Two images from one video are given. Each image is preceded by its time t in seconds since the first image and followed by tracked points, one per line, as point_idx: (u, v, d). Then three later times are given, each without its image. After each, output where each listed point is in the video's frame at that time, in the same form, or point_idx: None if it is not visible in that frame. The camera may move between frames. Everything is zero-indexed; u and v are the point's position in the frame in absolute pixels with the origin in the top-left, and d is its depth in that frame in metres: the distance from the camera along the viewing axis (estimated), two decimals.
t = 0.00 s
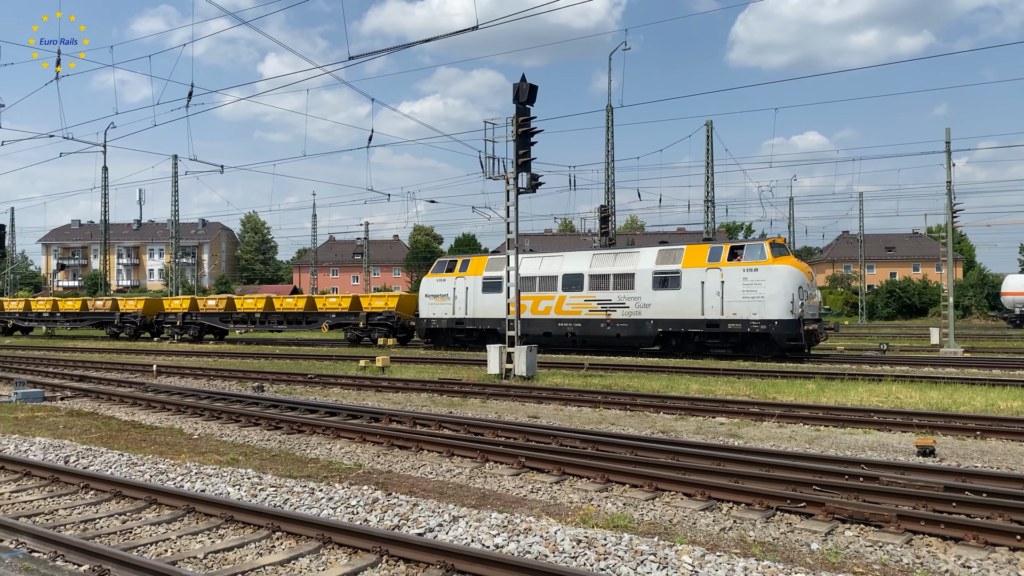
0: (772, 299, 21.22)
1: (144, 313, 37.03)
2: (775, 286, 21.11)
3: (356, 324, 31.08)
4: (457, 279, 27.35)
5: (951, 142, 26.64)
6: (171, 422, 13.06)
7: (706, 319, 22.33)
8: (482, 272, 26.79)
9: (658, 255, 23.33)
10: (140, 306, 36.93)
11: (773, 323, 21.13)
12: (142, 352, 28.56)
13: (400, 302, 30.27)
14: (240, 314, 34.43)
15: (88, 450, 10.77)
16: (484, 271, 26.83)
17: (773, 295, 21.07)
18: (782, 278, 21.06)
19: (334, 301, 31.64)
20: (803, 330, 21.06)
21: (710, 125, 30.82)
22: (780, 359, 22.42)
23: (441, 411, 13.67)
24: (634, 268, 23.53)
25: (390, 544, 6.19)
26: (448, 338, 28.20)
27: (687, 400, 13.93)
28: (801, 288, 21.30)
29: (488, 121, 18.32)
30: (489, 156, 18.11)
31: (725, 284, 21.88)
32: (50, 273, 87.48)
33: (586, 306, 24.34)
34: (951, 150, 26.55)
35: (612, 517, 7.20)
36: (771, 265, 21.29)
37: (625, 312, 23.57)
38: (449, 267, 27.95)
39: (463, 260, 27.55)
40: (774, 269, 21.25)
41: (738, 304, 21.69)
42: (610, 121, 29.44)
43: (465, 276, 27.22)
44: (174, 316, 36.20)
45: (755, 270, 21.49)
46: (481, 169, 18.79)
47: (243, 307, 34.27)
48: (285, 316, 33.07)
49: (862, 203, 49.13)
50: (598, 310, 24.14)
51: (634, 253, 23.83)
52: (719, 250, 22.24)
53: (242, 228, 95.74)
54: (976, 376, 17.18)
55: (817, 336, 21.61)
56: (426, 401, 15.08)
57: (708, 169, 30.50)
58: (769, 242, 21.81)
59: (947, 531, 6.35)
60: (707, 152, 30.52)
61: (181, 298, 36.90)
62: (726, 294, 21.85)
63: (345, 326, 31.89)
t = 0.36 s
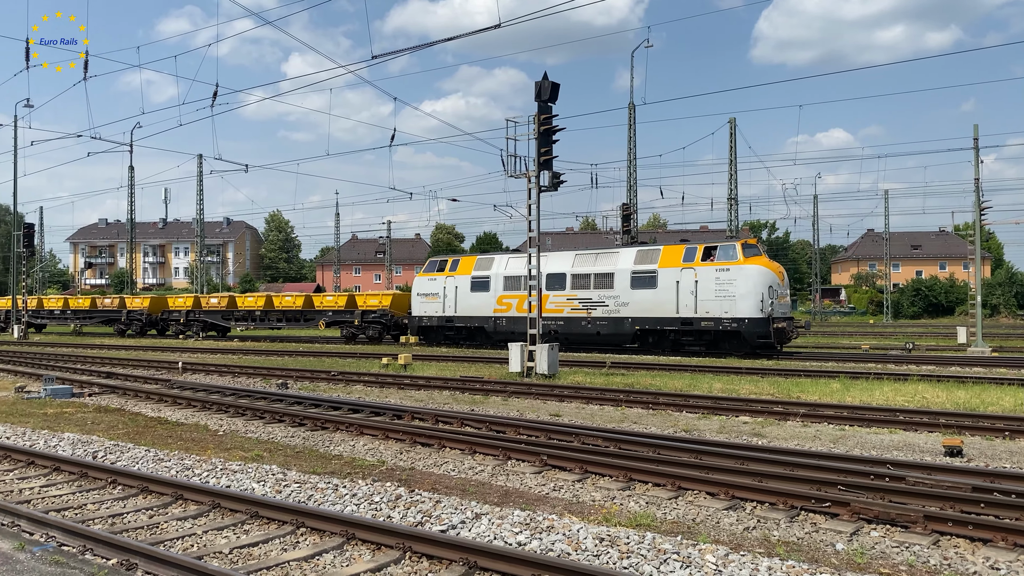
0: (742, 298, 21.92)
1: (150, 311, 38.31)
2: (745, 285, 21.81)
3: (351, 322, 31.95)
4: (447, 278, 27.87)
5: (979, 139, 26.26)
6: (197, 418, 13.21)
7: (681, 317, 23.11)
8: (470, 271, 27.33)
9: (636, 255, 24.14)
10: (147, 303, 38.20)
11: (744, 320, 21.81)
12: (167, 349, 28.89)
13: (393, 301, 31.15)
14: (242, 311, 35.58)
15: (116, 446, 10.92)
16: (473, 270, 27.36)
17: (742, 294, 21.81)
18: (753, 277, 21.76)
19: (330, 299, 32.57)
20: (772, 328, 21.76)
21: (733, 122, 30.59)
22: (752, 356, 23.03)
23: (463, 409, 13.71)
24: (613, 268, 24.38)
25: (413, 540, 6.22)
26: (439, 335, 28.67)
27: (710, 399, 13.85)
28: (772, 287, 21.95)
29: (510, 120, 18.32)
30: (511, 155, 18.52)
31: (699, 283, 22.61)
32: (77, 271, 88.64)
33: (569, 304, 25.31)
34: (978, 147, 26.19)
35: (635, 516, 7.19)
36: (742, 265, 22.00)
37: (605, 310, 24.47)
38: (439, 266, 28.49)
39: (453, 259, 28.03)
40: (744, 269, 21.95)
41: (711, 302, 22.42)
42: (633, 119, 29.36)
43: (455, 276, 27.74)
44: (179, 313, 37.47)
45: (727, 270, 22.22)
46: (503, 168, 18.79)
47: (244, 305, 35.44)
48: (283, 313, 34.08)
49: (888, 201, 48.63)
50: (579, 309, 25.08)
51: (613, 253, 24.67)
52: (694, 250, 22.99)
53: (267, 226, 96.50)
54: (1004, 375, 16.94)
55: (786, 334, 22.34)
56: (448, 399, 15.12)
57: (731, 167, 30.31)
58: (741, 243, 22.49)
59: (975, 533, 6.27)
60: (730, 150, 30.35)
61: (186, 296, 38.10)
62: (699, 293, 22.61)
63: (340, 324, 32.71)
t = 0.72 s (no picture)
0: (716, 297, 22.61)
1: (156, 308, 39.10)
2: (718, 285, 22.51)
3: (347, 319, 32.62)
4: (438, 277, 28.57)
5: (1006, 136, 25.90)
6: (220, 415, 13.31)
7: (659, 315, 23.80)
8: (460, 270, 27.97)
9: (617, 255, 24.83)
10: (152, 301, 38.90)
11: (717, 319, 22.51)
12: (191, 346, 29.20)
13: (387, 298, 31.73)
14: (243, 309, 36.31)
15: (141, 442, 11.04)
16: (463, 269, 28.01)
17: (715, 293, 22.52)
18: (725, 276, 22.45)
19: (327, 297, 33.25)
20: (744, 325, 22.44)
21: (756, 119, 30.36)
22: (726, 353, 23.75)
23: (484, 407, 13.73)
24: (595, 267, 25.09)
25: (435, 537, 6.24)
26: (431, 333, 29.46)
27: (733, 399, 13.77)
28: (744, 286, 22.62)
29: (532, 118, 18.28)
30: (532, 152, 18.40)
31: (675, 282, 23.33)
32: (103, 269, 89.65)
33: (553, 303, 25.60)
34: (1005, 144, 25.82)
35: (657, 515, 7.16)
36: (715, 265, 22.68)
37: (587, 308, 25.16)
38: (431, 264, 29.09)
39: (444, 259, 28.71)
40: (718, 269, 22.62)
41: (686, 301, 23.15)
42: (655, 116, 29.24)
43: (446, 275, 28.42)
44: (183, 311, 38.17)
45: (702, 270, 22.91)
46: (524, 165, 18.77)
47: (245, 303, 36.32)
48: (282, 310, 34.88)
49: (915, 198, 48.12)
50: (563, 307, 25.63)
51: (595, 253, 25.38)
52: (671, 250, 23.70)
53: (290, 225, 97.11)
54: None
55: (758, 332, 22.95)
56: (470, 397, 15.15)
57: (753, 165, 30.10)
58: (716, 244, 23.18)
59: (1002, 535, 6.18)
60: (753, 148, 30.15)
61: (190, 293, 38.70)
62: (675, 292, 23.31)
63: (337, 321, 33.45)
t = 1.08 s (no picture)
0: (692, 296, 23.10)
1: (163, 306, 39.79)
2: (694, 284, 23.00)
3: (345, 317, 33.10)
4: (432, 276, 29.18)
5: None
6: (244, 412, 13.42)
7: (638, 313, 24.25)
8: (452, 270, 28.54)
9: (600, 255, 25.27)
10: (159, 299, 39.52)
11: (694, 317, 22.98)
12: (215, 344, 29.47)
13: (382, 297, 32.05)
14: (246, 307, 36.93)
15: (166, 438, 11.16)
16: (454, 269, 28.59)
17: (692, 292, 23.01)
18: (701, 276, 22.95)
19: (325, 295, 33.73)
20: (720, 323, 22.93)
21: (780, 117, 30.11)
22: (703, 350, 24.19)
23: (505, 405, 13.74)
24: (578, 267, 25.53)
25: (456, 535, 6.25)
26: (425, 330, 30.03)
27: (757, 399, 13.66)
28: (720, 285, 23.12)
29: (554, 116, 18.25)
30: (554, 151, 18.30)
31: (653, 282, 23.80)
32: (128, 267, 90.69)
33: (539, 301, 26.12)
34: None
35: (680, 515, 7.13)
36: (692, 265, 23.17)
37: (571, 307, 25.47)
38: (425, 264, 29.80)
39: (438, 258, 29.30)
40: (695, 269, 23.10)
41: (664, 299, 23.62)
42: (678, 114, 29.10)
43: (438, 274, 29.01)
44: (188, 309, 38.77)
45: (679, 270, 23.41)
46: (545, 164, 18.74)
47: (248, 300, 37.02)
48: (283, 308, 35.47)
49: (941, 196, 47.49)
50: (549, 305, 25.96)
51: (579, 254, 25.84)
52: (650, 251, 24.19)
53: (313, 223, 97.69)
54: None
55: (732, 331, 23.38)
56: (491, 395, 15.15)
57: (777, 163, 29.86)
58: (693, 245, 23.67)
59: None
60: (777, 146, 29.91)
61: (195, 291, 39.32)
62: (653, 291, 23.78)
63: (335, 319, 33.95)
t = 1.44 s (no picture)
0: (670, 295, 23.11)
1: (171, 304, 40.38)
2: (672, 283, 23.01)
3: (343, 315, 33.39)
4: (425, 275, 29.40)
5: None
6: (266, 409, 13.54)
7: (620, 312, 24.31)
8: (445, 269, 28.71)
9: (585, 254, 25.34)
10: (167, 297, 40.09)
11: (672, 315, 22.98)
12: (239, 342, 29.76)
13: (379, 295, 32.39)
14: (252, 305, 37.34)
15: (189, 435, 11.28)
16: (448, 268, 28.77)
17: (669, 291, 23.02)
18: (679, 276, 22.93)
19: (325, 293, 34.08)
20: (696, 322, 22.88)
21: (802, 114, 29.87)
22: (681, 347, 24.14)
23: (526, 404, 13.75)
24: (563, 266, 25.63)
25: (477, 533, 6.26)
26: (419, 328, 30.21)
27: (779, 399, 13.55)
28: (698, 285, 23.06)
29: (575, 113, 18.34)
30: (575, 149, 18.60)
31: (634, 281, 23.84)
32: (152, 266, 91.81)
33: (526, 300, 26.27)
34: None
35: (702, 515, 7.09)
36: (670, 264, 23.17)
37: (556, 306, 25.60)
38: (418, 263, 29.99)
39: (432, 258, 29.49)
40: (673, 269, 23.11)
41: (643, 298, 23.67)
42: (700, 112, 28.99)
43: (432, 273, 29.20)
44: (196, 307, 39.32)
45: (659, 269, 23.43)
46: (567, 162, 18.81)
47: (251, 299, 37.45)
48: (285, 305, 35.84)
49: (966, 194, 46.92)
50: (536, 304, 26.14)
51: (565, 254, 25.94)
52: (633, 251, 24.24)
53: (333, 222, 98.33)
54: None
55: (710, 329, 23.32)
56: (511, 394, 15.15)
57: (800, 161, 29.65)
58: (673, 245, 23.66)
59: None
60: (800, 143, 29.69)
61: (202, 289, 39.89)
62: (634, 290, 23.83)
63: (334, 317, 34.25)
